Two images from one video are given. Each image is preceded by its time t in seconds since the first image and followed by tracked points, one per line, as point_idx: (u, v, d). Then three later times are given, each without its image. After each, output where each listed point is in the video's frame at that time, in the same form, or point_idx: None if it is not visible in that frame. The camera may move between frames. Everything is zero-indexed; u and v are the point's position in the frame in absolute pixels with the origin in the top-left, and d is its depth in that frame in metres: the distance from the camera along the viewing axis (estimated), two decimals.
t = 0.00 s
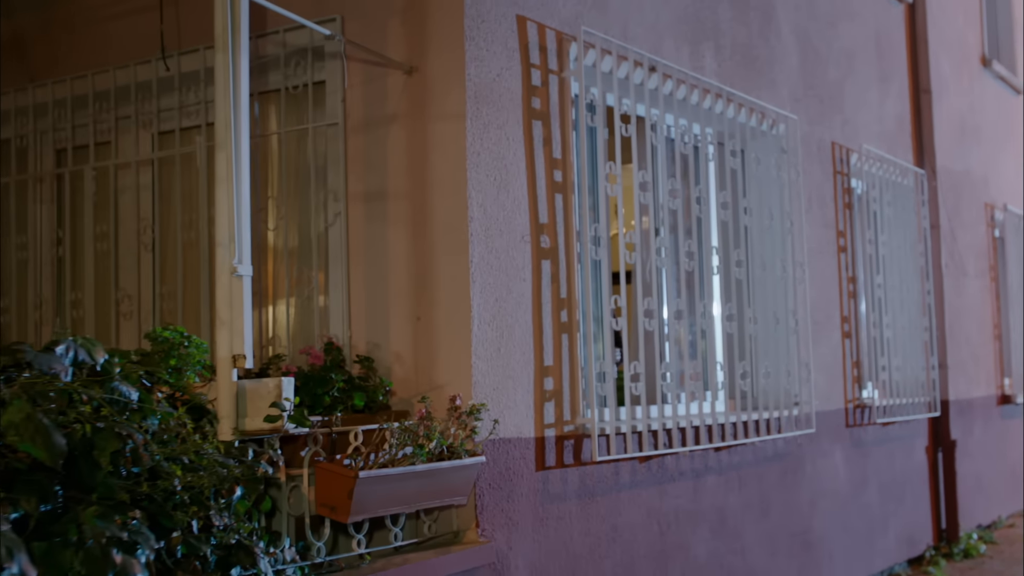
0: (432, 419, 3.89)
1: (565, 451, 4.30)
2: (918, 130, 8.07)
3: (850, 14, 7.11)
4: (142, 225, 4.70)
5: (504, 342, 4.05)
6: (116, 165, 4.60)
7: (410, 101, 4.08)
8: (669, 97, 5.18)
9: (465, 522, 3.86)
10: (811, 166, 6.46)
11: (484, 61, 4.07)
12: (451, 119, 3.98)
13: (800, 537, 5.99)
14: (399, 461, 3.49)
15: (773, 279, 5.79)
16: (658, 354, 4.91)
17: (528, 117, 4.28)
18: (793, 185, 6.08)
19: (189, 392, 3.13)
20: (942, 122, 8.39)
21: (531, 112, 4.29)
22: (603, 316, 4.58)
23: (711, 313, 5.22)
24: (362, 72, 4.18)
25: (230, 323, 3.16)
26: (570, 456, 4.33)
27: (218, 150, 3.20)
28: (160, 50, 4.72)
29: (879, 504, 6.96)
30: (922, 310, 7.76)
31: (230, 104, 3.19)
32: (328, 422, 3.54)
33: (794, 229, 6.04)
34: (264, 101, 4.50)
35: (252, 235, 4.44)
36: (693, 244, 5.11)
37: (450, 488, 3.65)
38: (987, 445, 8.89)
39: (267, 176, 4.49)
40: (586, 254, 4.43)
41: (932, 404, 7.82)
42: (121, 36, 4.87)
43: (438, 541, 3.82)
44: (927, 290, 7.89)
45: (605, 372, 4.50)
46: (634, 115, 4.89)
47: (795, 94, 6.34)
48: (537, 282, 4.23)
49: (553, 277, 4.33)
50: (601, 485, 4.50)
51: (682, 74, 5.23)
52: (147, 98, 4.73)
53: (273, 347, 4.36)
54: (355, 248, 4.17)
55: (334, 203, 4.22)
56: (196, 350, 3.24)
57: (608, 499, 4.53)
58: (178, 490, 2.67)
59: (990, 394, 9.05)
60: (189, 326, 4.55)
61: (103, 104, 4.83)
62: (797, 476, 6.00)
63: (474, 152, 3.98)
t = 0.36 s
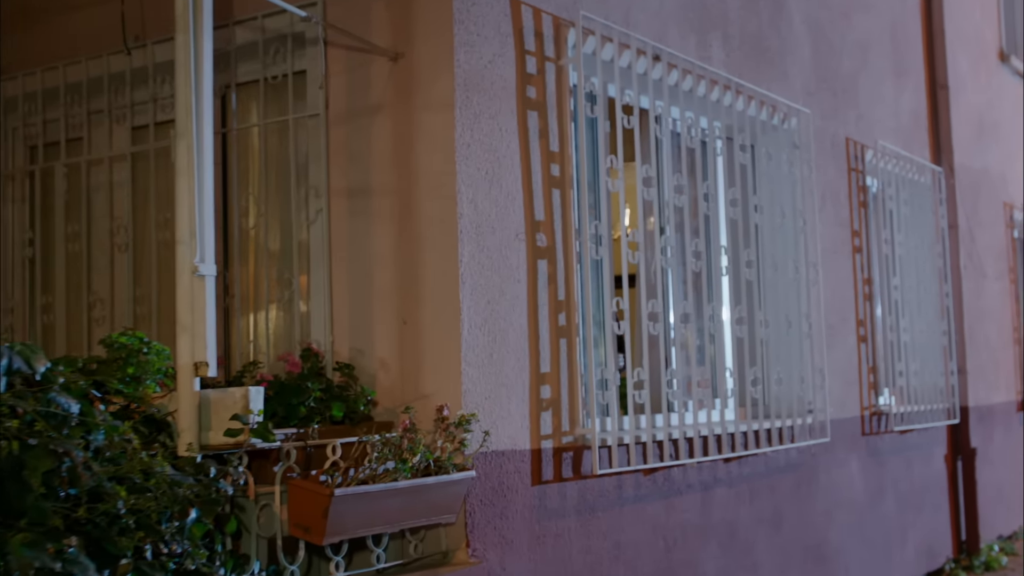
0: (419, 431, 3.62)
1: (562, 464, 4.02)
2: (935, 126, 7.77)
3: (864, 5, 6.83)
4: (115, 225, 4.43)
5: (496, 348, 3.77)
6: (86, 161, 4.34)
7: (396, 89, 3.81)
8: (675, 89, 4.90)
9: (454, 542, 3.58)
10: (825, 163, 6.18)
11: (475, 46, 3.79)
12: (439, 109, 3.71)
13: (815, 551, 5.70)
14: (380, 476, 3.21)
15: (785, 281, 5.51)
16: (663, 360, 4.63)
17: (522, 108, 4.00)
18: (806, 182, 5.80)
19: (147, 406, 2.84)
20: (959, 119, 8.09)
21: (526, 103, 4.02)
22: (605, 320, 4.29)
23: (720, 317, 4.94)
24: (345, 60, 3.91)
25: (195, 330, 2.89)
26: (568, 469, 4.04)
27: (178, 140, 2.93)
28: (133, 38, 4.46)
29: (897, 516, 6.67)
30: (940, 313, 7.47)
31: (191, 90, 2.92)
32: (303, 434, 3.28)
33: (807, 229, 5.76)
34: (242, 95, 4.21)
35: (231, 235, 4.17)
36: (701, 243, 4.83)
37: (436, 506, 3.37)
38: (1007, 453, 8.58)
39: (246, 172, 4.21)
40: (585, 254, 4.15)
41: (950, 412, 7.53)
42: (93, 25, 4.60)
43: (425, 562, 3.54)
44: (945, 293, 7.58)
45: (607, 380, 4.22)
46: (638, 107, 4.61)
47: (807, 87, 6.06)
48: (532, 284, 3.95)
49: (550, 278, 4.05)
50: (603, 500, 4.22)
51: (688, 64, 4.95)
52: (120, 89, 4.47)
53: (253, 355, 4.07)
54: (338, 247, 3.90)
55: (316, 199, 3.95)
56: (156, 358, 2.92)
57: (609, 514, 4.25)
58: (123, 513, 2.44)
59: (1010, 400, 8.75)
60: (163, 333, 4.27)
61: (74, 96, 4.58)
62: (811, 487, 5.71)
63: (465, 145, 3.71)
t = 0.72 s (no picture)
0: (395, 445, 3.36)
1: (553, 480, 3.75)
2: (947, 123, 7.50)
3: None
4: (78, 225, 4.17)
5: (479, 355, 3.51)
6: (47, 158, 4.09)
7: (370, 78, 3.55)
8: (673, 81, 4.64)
9: (433, 565, 3.31)
10: (832, 160, 5.91)
11: (455, 31, 3.53)
12: (417, 98, 3.45)
13: (825, 566, 5.43)
14: (349, 496, 2.94)
15: (791, 283, 5.23)
16: (662, 366, 4.36)
17: (507, 98, 3.73)
18: (813, 179, 5.53)
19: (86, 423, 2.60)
20: (972, 115, 7.81)
21: (510, 92, 3.75)
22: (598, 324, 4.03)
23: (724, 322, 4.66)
24: (318, 49, 3.66)
25: (139, 341, 2.64)
26: (559, 484, 3.77)
27: (121, 129, 2.67)
28: (98, 28, 4.22)
29: (910, 528, 6.38)
30: (954, 316, 7.18)
31: (134, 75, 2.67)
32: (264, 450, 3.01)
33: (814, 228, 5.49)
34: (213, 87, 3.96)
35: (197, 236, 3.90)
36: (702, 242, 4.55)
37: (411, 528, 3.10)
38: None
39: (212, 172, 3.95)
40: (576, 254, 3.88)
41: (965, 419, 7.24)
42: (59, 16, 4.36)
43: None
44: (959, 295, 7.30)
45: (601, 388, 3.95)
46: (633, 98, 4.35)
47: (813, 80, 5.80)
48: (519, 286, 3.69)
49: (539, 280, 3.78)
50: (597, 517, 3.95)
51: (686, 55, 4.69)
52: (84, 83, 4.22)
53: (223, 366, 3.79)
54: (310, 248, 3.64)
55: (286, 196, 3.69)
56: (99, 368, 2.68)
57: (604, 532, 3.98)
58: (42, 542, 2.30)
59: None
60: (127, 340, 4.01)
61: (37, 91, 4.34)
62: (820, 500, 5.44)
63: (445, 137, 3.45)
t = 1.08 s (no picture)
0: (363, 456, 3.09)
1: (538, 493, 3.47)
2: (960, 118, 7.21)
3: None
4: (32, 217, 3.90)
5: (457, 357, 3.24)
6: None
7: (340, 57, 3.28)
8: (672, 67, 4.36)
9: None
10: (841, 155, 5.63)
11: (432, 7, 3.26)
12: (390, 79, 3.18)
13: None
14: (306, 512, 2.67)
15: (798, 282, 4.95)
16: (658, 371, 4.08)
17: (490, 81, 3.46)
18: (822, 174, 5.25)
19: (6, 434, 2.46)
20: (987, 110, 7.53)
21: (494, 75, 3.48)
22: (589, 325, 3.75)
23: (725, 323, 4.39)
24: (286, 26, 3.39)
25: (68, 340, 2.39)
26: (545, 497, 3.50)
27: (49, 106, 2.46)
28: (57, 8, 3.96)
29: (922, 541, 6.09)
30: (968, 319, 6.90)
31: (63, 45, 2.45)
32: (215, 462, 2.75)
33: (822, 225, 5.21)
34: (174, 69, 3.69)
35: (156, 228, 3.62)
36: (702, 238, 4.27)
37: (377, 547, 2.83)
38: None
39: (175, 162, 3.67)
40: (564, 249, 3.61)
41: (978, 426, 6.95)
42: None
43: None
44: (972, 298, 7.01)
45: (590, 393, 3.67)
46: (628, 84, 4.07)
47: (821, 70, 5.52)
48: (501, 283, 3.42)
49: (524, 277, 3.51)
50: (586, 533, 3.67)
51: (685, 39, 4.41)
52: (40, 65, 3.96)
53: (181, 371, 3.49)
54: (275, 241, 3.37)
55: (249, 186, 3.41)
56: (24, 370, 2.57)
57: (594, 547, 3.71)
58: None
59: None
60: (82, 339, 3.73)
61: None
62: (827, 512, 5.16)
63: (420, 120, 3.18)
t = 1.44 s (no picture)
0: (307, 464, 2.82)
1: (508, 503, 3.20)
2: (968, 109, 6.92)
3: None
4: None
5: (416, 356, 2.96)
6: None
7: (291, 28, 3.00)
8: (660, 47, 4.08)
9: None
10: (843, 145, 5.35)
11: None
12: (343, 52, 2.91)
13: None
14: (241, 526, 2.40)
15: (796, 278, 4.67)
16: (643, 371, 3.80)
17: (456, 56, 3.18)
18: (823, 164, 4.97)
19: None
20: (996, 101, 7.23)
21: (460, 50, 3.20)
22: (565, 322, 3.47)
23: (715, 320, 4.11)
24: None
25: None
26: (516, 508, 3.22)
27: None
28: None
29: (927, 550, 5.81)
30: (976, 318, 6.61)
31: None
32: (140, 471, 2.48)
33: (822, 218, 4.93)
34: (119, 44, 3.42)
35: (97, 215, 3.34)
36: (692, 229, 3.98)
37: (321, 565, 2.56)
38: None
39: (119, 146, 3.40)
40: (539, 239, 3.33)
41: (987, 430, 6.66)
42: None
43: None
44: (980, 296, 6.72)
45: (567, 395, 3.40)
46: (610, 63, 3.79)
47: (822, 55, 5.24)
48: (467, 275, 3.14)
49: (493, 269, 3.23)
50: (562, 546, 3.39)
51: (674, 17, 4.13)
52: None
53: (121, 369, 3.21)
54: (222, 230, 3.09)
55: (193, 169, 3.13)
56: None
57: (571, 562, 3.43)
58: None
59: None
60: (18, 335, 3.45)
61: None
62: (826, 521, 4.88)
63: (376, 97, 2.92)
